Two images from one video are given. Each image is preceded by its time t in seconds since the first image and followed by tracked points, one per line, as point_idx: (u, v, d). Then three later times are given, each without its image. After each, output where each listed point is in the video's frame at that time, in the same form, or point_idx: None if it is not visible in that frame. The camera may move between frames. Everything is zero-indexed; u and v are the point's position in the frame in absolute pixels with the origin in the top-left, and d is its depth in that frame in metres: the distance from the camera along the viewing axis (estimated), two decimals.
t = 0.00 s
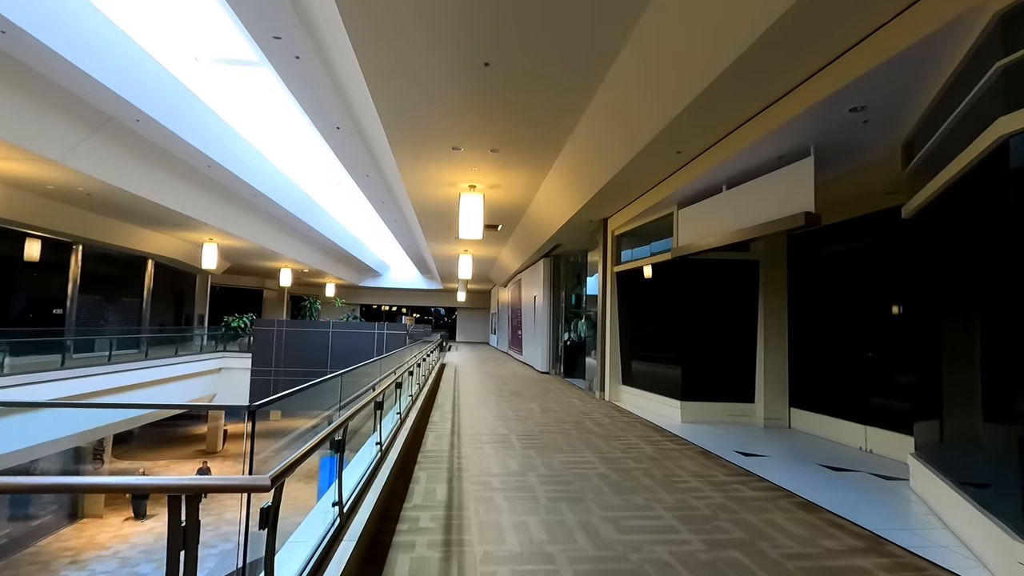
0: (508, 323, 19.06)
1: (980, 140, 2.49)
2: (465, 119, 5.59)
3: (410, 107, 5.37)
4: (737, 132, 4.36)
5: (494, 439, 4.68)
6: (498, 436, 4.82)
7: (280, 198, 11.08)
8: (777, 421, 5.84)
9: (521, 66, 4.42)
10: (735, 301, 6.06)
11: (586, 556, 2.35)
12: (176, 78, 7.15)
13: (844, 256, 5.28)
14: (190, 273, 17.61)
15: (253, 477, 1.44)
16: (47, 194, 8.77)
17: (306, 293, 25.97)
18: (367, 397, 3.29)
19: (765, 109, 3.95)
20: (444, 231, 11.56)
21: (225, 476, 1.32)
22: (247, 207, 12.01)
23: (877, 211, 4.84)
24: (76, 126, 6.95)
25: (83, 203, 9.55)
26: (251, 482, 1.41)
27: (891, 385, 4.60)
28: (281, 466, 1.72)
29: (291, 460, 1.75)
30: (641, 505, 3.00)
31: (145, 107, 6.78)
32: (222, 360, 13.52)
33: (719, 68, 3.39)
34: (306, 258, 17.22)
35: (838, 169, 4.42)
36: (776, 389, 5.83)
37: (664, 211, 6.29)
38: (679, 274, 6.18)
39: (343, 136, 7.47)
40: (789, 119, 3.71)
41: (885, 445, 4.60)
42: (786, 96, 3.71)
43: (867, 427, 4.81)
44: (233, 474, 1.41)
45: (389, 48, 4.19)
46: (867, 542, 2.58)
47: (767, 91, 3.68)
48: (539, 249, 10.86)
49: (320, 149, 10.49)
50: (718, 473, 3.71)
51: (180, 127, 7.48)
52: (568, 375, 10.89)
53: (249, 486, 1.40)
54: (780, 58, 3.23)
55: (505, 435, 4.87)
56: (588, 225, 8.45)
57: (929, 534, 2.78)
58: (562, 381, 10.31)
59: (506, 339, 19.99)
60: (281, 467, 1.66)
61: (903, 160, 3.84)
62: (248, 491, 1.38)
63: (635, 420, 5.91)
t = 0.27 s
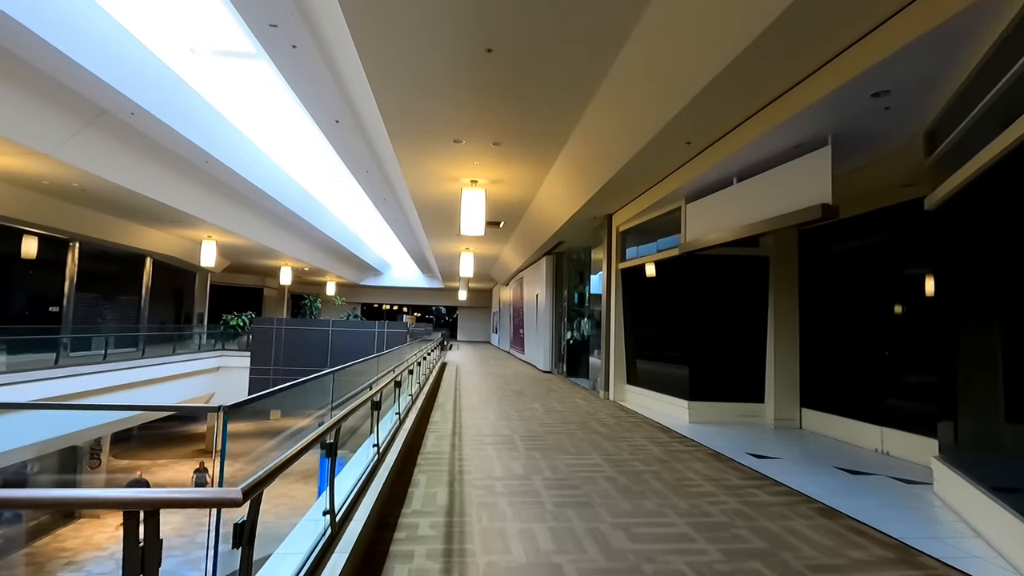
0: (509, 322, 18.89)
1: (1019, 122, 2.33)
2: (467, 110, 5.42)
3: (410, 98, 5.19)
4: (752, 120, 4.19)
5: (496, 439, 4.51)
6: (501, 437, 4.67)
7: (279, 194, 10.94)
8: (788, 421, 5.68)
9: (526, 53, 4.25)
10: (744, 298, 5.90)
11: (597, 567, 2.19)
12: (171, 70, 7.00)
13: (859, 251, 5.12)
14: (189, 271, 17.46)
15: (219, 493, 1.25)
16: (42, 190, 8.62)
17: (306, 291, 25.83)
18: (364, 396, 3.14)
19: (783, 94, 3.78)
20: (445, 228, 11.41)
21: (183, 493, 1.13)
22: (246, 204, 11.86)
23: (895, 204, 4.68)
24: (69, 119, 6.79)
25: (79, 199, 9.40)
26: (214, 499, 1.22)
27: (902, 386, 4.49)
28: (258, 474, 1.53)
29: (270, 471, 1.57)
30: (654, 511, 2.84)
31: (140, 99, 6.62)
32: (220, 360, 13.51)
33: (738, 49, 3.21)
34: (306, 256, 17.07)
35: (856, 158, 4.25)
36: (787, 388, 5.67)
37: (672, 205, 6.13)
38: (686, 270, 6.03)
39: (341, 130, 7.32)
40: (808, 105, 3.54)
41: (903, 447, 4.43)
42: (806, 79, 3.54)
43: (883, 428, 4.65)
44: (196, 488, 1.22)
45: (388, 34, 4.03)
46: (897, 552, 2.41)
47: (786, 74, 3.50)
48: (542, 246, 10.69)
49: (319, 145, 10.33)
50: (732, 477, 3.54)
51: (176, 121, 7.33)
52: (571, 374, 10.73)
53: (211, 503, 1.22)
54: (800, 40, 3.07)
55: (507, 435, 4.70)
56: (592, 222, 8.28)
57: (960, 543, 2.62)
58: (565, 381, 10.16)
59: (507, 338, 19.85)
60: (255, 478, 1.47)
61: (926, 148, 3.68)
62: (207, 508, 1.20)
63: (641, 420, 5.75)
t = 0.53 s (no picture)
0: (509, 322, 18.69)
1: None
2: (465, 104, 5.25)
3: (407, 89, 4.98)
4: (763, 111, 4.00)
5: (496, 445, 4.32)
6: (501, 442, 4.49)
7: (275, 192, 10.77)
8: (798, 425, 5.50)
9: (527, 43, 4.07)
10: (752, 298, 5.72)
11: None
12: (162, 64, 6.83)
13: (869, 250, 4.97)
14: (186, 271, 17.28)
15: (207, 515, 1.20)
16: (33, 188, 8.44)
17: (305, 292, 25.65)
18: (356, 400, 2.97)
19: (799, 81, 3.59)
20: (445, 226, 11.23)
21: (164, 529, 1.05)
22: (242, 202, 11.68)
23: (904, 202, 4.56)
24: (58, 114, 6.61)
25: (71, 198, 9.22)
26: (202, 523, 1.17)
27: (910, 389, 4.40)
28: (242, 483, 1.49)
29: (256, 476, 1.55)
30: (663, 524, 2.66)
31: (130, 94, 6.44)
32: (216, 360, 13.60)
33: (751, 35, 3.02)
34: (304, 255, 16.89)
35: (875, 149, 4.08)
36: (796, 391, 5.49)
37: (677, 202, 5.95)
38: (692, 269, 5.85)
39: (336, 125, 7.14)
40: (824, 94, 3.35)
41: (919, 453, 4.26)
42: (822, 67, 3.35)
43: (899, 433, 4.47)
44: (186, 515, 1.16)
45: (382, 22, 3.84)
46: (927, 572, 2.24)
47: (803, 59, 3.30)
48: (542, 245, 10.51)
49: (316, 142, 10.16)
50: (744, 486, 3.35)
51: (168, 115, 7.13)
52: (572, 376, 10.55)
53: (200, 527, 1.16)
54: (816, 25, 2.89)
55: (507, 440, 4.52)
56: (594, 219, 8.10)
57: (994, 561, 2.43)
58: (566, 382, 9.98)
59: (507, 338, 19.66)
60: (236, 491, 1.42)
61: (947, 140, 3.49)
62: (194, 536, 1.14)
63: (646, 424, 5.56)
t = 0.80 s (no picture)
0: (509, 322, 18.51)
1: None
2: (465, 96, 5.08)
3: (404, 81, 4.81)
4: (775, 100, 3.83)
5: (496, 449, 4.16)
6: (501, 445, 4.32)
7: (272, 190, 10.60)
8: (807, 427, 5.33)
9: (528, 29, 3.90)
10: (760, 296, 5.55)
11: None
12: (154, 58, 6.67)
13: (881, 246, 4.83)
14: (183, 271, 17.12)
15: (189, 518, 1.21)
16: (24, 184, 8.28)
17: (304, 291, 25.49)
18: (349, 401, 2.85)
19: (815, 66, 3.42)
20: (443, 225, 11.06)
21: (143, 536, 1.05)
22: (238, 200, 11.51)
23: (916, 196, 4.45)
24: (47, 109, 6.45)
25: (64, 195, 9.06)
26: (185, 525, 1.18)
27: (918, 390, 4.32)
28: (229, 483, 1.51)
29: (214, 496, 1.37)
30: (674, 535, 2.50)
31: (121, 88, 6.28)
32: (213, 360, 13.26)
33: (767, 14, 2.85)
34: (302, 255, 16.72)
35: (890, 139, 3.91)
36: (806, 392, 5.32)
37: (682, 197, 5.78)
38: (697, 266, 5.68)
39: (332, 120, 6.98)
40: (842, 78, 3.19)
41: (936, 457, 4.09)
42: (840, 50, 3.19)
43: (914, 436, 4.30)
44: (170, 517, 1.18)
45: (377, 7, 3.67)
46: None
47: (821, 41, 3.14)
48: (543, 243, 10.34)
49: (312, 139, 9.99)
50: (757, 493, 3.19)
51: (160, 110, 6.96)
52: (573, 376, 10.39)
53: (183, 529, 1.18)
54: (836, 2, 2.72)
55: (507, 444, 4.35)
56: (596, 216, 7.93)
57: None
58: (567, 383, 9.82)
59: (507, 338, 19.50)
60: (222, 490, 1.44)
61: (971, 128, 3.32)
62: (176, 540, 1.15)
63: (650, 427, 5.40)
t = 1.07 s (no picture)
0: (511, 323, 18.33)
1: None
2: (467, 90, 4.91)
3: (404, 73, 4.61)
4: (792, 89, 3.65)
5: (498, 455, 3.98)
6: (504, 451, 4.15)
7: (270, 187, 10.43)
8: (821, 432, 5.14)
9: (532, 17, 3.72)
10: (771, 297, 5.37)
11: None
12: (148, 52, 6.49)
13: (897, 243, 4.66)
14: (182, 271, 16.96)
15: (179, 526, 1.17)
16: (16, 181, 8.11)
17: (304, 292, 25.34)
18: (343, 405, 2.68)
19: (835, 53, 3.24)
20: (444, 223, 10.90)
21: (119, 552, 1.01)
22: (236, 199, 11.34)
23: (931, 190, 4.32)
24: (37, 104, 6.27)
25: (58, 193, 8.89)
26: (174, 534, 1.15)
27: (932, 392, 4.19)
28: (231, 482, 1.48)
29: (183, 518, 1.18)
30: (692, 553, 2.32)
31: (114, 83, 6.10)
32: (211, 361, 12.89)
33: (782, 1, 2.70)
34: (302, 254, 16.55)
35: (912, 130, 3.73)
36: (819, 396, 5.14)
37: (691, 193, 5.60)
38: (705, 265, 5.50)
39: (330, 116, 6.81)
40: (868, 64, 3.00)
41: (958, 464, 3.91)
42: (864, 33, 3.00)
43: (936, 441, 4.11)
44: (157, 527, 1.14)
45: None
46: None
47: (840, 27, 2.97)
48: (545, 242, 10.17)
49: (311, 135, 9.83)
50: (776, 504, 3.00)
51: (154, 106, 6.78)
52: (576, 377, 10.20)
53: (172, 537, 1.15)
54: None
55: (510, 449, 4.17)
56: (600, 214, 7.76)
57: None
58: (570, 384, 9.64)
59: (508, 339, 19.43)
60: (222, 491, 1.41)
61: (1002, 116, 3.14)
62: (161, 551, 1.11)
63: (658, 431, 5.21)
